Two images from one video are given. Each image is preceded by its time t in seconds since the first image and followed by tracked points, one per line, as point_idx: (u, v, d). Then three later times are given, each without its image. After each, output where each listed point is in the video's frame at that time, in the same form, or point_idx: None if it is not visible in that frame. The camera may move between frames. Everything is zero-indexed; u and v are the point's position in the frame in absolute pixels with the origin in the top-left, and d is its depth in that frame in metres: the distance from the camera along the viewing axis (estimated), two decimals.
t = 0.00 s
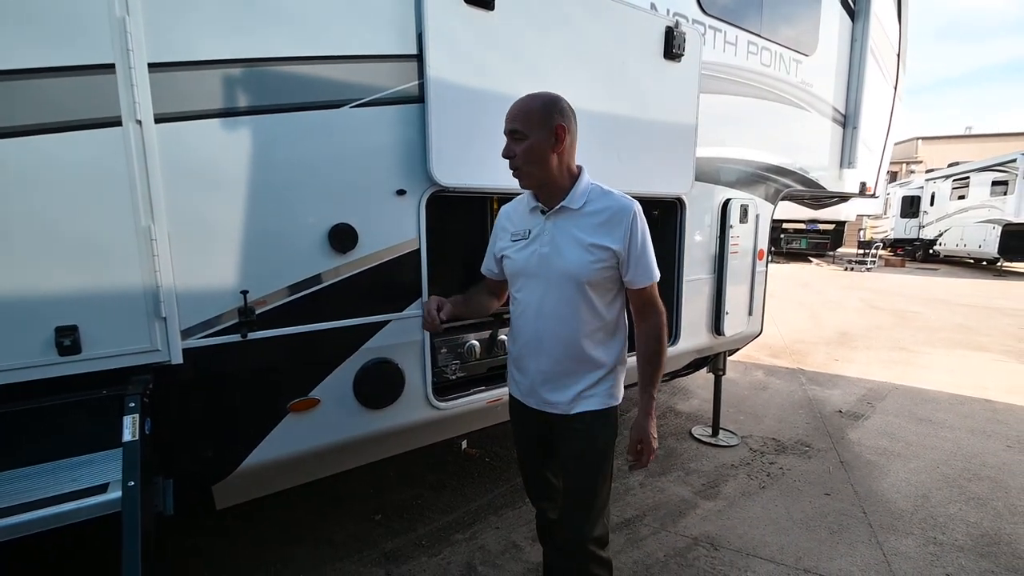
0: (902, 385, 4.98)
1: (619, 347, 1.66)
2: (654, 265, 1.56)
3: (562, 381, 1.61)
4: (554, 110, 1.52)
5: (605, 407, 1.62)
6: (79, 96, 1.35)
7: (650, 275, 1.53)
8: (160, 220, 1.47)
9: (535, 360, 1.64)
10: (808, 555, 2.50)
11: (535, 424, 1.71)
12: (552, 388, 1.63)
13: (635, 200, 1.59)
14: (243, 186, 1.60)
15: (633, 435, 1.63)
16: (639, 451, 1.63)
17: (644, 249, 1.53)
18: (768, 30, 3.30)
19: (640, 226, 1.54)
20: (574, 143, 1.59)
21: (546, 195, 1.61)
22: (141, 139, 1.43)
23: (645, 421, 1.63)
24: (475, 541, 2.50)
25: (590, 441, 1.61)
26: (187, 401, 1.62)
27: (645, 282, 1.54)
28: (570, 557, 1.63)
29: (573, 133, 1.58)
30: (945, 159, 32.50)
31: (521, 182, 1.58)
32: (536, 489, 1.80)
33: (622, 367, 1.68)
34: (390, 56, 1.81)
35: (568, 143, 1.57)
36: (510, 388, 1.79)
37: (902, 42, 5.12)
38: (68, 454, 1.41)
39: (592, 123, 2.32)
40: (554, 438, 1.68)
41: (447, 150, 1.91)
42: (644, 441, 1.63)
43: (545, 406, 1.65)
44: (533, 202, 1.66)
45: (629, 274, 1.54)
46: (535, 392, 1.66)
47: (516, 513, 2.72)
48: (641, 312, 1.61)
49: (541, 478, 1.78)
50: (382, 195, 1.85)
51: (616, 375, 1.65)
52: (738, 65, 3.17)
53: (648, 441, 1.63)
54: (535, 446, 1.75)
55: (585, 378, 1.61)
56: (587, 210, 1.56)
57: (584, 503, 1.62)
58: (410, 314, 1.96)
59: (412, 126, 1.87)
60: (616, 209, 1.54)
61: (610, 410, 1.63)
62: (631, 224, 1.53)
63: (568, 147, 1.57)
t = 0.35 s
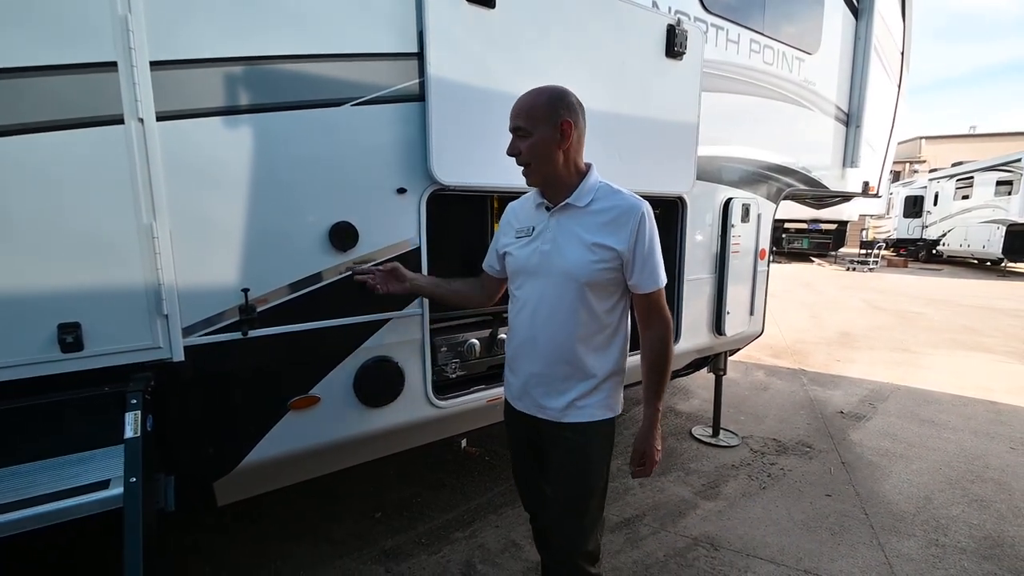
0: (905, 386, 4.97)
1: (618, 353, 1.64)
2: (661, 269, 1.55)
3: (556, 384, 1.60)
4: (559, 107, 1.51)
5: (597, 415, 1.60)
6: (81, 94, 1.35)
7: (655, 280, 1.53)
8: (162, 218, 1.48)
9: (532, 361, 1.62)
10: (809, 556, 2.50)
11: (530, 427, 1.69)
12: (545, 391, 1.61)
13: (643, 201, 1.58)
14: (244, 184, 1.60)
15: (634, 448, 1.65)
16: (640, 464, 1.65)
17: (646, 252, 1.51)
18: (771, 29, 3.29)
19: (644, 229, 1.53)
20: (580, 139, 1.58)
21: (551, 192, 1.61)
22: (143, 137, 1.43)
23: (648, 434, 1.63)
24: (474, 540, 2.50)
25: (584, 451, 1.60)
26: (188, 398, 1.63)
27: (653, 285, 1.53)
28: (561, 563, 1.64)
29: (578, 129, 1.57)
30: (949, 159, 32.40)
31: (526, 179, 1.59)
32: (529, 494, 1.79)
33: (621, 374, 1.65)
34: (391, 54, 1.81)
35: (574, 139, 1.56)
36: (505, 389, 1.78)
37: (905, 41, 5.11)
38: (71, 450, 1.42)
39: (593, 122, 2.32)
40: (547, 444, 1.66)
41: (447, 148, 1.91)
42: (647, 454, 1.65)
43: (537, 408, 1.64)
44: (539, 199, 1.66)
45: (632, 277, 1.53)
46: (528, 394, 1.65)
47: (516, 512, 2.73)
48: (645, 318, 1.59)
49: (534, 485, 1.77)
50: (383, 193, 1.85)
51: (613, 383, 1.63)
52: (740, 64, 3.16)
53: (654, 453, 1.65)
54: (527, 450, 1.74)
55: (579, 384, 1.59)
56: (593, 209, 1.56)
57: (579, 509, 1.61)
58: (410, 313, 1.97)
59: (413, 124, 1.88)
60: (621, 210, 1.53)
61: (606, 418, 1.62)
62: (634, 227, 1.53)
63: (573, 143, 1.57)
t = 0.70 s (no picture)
0: (913, 386, 4.93)
1: (627, 356, 1.59)
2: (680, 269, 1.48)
3: (558, 383, 1.58)
4: (574, 97, 1.48)
5: (600, 419, 1.57)
6: (90, 94, 1.36)
7: (672, 280, 1.45)
8: (170, 216, 1.49)
9: (537, 356, 1.62)
10: (815, 556, 2.49)
11: (534, 426, 1.69)
12: (548, 388, 1.61)
13: (662, 196, 1.52)
14: (250, 183, 1.61)
15: (630, 460, 1.58)
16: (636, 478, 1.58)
17: (659, 250, 1.45)
18: (778, 26, 3.28)
19: (658, 226, 1.47)
20: (596, 131, 1.55)
21: (563, 183, 1.60)
22: (151, 135, 1.44)
23: (648, 448, 1.56)
24: (479, 538, 2.50)
25: (590, 449, 1.58)
26: (194, 396, 1.63)
27: (671, 284, 1.46)
28: (565, 563, 1.64)
29: (595, 121, 1.54)
30: (958, 157, 32.14)
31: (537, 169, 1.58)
32: (532, 494, 1.78)
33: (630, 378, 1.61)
34: (397, 53, 1.81)
35: (589, 131, 1.53)
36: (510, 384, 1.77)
37: (915, 38, 5.08)
38: (81, 446, 1.44)
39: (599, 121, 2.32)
40: (550, 444, 1.65)
41: (453, 146, 1.92)
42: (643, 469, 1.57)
43: (540, 406, 1.63)
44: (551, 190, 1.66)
45: (647, 276, 1.47)
46: (532, 391, 1.65)
47: (520, 510, 2.73)
48: (660, 323, 1.52)
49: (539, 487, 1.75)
50: (388, 192, 1.86)
51: (620, 386, 1.59)
52: (747, 61, 3.15)
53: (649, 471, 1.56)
54: (530, 449, 1.73)
55: (583, 384, 1.56)
56: (607, 202, 1.52)
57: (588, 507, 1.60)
58: (415, 311, 1.98)
59: (418, 123, 1.88)
60: (634, 205, 1.49)
61: (613, 424, 1.58)
62: (648, 222, 1.47)
63: (589, 135, 1.54)
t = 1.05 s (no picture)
0: (918, 386, 4.91)
1: (632, 360, 1.57)
2: (692, 274, 1.44)
3: (560, 385, 1.59)
4: (583, 91, 1.47)
5: (601, 423, 1.56)
6: (96, 92, 1.36)
7: (680, 286, 1.42)
8: (176, 215, 1.49)
9: (541, 357, 1.62)
10: (819, 556, 2.49)
11: (539, 425, 1.69)
12: (550, 389, 1.61)
13: (675, 196, 1.48)
14: (255, 182, 1.61)
15: (648, 474, 1.53)
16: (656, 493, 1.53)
17: (666, 253, 1.42)
18: (784, 23, 3.26)
19: (666, 228, 1.44)
20: (607, 125, 1.53)
21: (572, 178, 1.59)
22: (158, 134, 1.45)
23: (667, 461, 1.51)
24: (483, 536, 2.50)
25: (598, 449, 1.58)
26: (200, 394, 1.63)
27: (678, 288, 1.42)
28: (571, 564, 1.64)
29: (605, 115, 1.51)
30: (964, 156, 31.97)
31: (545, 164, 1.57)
32: (538, 495, 1.78)
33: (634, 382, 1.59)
34: (402, 51, 1.81)
35: (599, 125, 1.51)
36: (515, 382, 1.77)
37: (921, 36, 5.05)
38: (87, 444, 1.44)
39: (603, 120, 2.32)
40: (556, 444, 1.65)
41: (458, 145, 1.92)
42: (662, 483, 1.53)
43: (542, 406, 1.65)
44: (560, 186, 1.65)
45: (655, 279, 1.43)
46: (536, 391, 1.66)
47: (524, 509, 2.73)
48: (673, 329, 1.49)
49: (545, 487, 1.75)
50: (393, 190, 1.86)
51: (623, 391, 1.58)
52: (753, 59, 3.14)
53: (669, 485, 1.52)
54: (536, 450, 1.73)
55: (586, 387, 1.56)
56: (616, 201, 1.50)
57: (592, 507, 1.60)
58: (420, 310, 1.98)
59: (423, 121, 1.88)
60: (643, 206, 1.46)
61: (615, 428, 1.58)
62: (656, 223, 1.44)
63: (599, 129, 1.52)
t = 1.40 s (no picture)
0: (921, 389, 4.90)
1: (641, 367, 1.56)
2: (704, 282, 1.43)
3: (567, 388, 1.59)
4: (600, 89, 1.46)
5: (607, 430, 1.55)
6: (102, 93, 1.37)
7: (691, 294, 1.41)
8: (180, 214, 1.50)
9: (548, 359, 1.62)
10: (822, 559, 2.48)
11: (545, 426, 1.69)
12: (556, 393, 1.61)
13: (691, 201, 1.47)
14: (259, 182, 1.62)
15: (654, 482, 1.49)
16: (661, 502, 1.49)
17: (678, 260, 1.42)
18: (787, 25, 3.26)
19: (680, 234, 1.43)
20: (624, 124, 1.52)
21: (583, 177, 1.58)
22: (163, 134, 1.45)
23: (673, 470, 1.48)
24: (484, 537, 2.51)
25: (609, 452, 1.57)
26: (203, 392, 1.64)
27: (688, 297, 1.41)
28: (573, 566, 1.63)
29: (623, 115, 1.50)
30: (968, 157, 31.86)
31: (558, 161, 1.57)
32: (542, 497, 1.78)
33: (642, 389, 1.58)
34: (406, 52, 1.82)
35: (616, 124, 1.50)
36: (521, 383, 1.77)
37: (926, 37, 5.04)
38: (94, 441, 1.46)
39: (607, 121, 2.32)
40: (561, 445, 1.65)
41: (461, 145, 1.92)
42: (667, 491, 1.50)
43: (548, 409, 1.65)
44: (571, 186, 1.64)
45: (666, 287, 1.43)
46: (542, 393, 1.66)
47: (525, 510, 2.73)
48: (683, 339, 1.47)
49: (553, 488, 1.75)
50: (396, 190, 1.86)
51: (630, 398, 1.56)
52: (756, 60, 3.14)
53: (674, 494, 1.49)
54: (539, 451, 1.73)
55: (593, 392, 1.56)
56: (629, 202, 1.49)
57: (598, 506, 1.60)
58: (422, 310, 1.99)
59: (426, 122, 1.88)
60: (656, 210, 1.45)
61: (621, 437, 1.57)
62: (670, 229, 1.43)
63: (615, 128, 1.51)
